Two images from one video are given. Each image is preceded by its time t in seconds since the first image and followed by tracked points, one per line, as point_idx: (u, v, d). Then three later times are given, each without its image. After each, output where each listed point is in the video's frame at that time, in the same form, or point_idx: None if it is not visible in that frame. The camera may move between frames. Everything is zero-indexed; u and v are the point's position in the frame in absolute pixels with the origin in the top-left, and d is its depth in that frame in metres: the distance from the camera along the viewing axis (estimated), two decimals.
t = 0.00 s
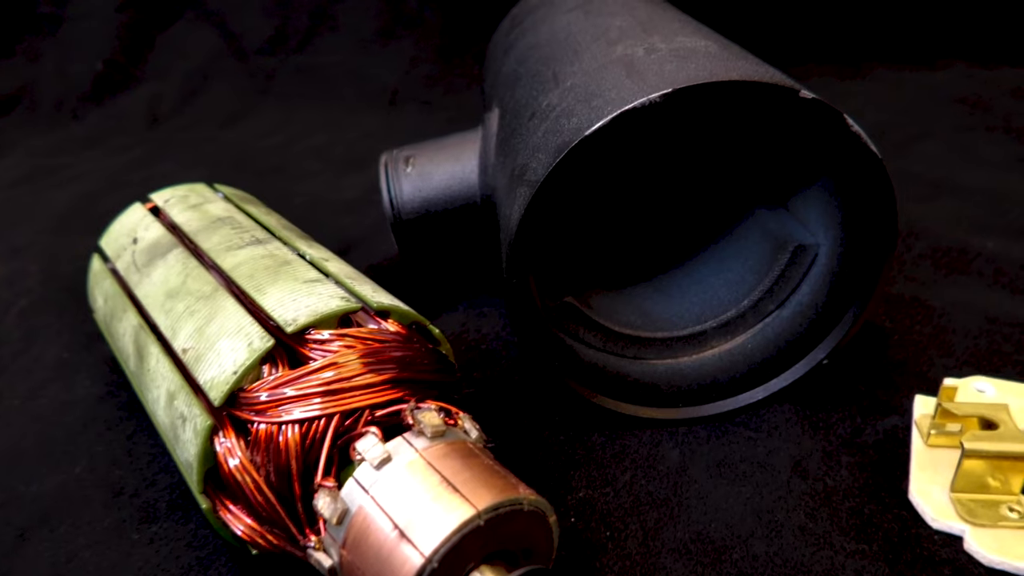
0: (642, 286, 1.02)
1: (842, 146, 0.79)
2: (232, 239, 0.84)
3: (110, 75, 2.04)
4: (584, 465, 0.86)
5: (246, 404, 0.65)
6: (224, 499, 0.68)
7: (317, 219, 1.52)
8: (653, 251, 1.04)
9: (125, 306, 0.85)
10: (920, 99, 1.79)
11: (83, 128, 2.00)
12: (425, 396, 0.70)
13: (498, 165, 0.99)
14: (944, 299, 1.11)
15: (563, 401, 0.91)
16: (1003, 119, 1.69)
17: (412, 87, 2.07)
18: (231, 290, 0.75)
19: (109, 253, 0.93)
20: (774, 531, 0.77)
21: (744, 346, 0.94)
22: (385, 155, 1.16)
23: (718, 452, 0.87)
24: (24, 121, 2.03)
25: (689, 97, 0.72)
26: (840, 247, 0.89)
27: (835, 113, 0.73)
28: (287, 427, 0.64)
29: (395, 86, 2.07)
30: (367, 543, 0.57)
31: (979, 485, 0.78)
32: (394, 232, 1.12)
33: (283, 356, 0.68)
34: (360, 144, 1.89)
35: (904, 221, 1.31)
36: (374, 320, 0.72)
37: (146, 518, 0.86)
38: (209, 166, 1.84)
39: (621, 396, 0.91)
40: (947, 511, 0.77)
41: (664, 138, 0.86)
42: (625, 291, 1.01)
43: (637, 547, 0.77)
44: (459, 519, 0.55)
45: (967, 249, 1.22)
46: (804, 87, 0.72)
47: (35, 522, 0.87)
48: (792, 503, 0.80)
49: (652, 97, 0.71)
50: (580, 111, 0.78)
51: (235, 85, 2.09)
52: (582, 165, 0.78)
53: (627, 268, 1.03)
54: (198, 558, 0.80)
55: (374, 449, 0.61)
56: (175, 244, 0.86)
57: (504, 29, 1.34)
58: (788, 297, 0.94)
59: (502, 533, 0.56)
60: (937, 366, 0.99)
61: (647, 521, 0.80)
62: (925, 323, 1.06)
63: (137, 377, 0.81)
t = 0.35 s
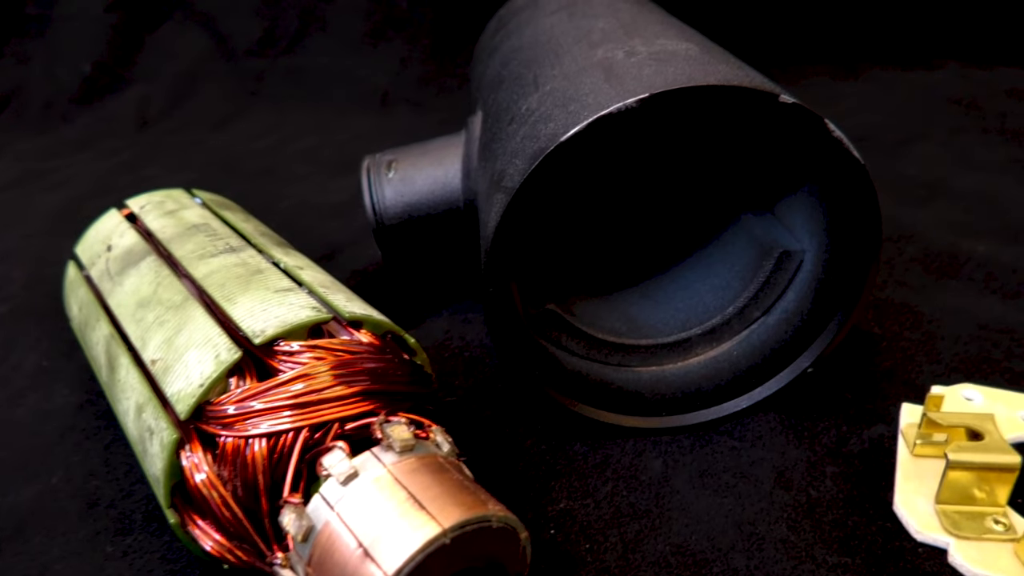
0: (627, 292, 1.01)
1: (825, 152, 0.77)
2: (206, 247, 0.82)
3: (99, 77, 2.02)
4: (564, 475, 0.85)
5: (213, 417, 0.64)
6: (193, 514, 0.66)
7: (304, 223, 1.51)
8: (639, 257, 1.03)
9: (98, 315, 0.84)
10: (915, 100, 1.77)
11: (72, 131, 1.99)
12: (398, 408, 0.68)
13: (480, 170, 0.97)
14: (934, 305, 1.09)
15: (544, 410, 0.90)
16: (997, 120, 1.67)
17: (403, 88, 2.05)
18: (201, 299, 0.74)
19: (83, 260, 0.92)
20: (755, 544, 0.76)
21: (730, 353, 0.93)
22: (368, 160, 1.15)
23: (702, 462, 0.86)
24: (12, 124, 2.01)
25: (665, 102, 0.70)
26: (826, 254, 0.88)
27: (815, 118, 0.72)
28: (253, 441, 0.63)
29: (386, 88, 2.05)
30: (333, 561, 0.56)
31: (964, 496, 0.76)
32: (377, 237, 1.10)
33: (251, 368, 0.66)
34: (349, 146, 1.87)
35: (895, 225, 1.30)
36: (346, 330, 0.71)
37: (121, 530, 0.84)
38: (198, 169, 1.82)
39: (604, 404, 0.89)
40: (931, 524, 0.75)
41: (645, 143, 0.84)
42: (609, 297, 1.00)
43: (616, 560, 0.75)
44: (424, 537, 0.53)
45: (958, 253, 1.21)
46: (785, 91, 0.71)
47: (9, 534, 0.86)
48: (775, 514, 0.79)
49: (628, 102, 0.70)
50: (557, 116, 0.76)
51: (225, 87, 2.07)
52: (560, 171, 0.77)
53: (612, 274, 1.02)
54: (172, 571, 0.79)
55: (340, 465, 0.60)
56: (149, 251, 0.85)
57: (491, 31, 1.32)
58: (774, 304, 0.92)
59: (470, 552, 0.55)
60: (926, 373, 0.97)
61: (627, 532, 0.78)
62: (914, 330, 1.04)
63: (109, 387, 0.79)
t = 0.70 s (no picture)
0: (610, 298, 1.00)
1: (803, 155, 0.76)
2: (179, 254, 0.81)
3: (88, 80, 2.01)
4: (543, 483, 0.84)
5: (178, 428, 0.63)
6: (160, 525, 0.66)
7: (290, 227, 1.49)
8: (622, 262, 1.02)
9: (70, 323, 0.83)
10: (907, 102, 1.76)
11: (60, 134, 1.96)
12: (367, 417, 0.67)
13: (459, 174, 0.97)
14: (919, 309, 1.09)
15: (523, 417, 0.89)
16: (988, 122, 1.66)
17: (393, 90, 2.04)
18: (171, 307, 0.73)
19: (58, 267, 0.91)
20: (733, 553, 0.75)
21: (711, 359, 0.92)
22: (349, 164, 1.14)
23: (682, 469, 0.85)
24: None
25: (639, 105, 0.70)
26: (806, 258, 0.87)
27: (791, 122, 0.71)
28: (218, 452, 0.62)
29: (376, 90, 2.04)
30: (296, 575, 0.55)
31: (944, 504, 0.75)
32: (358, 242, 1.10)
33: (218, 377, 0.66)
34: (338, 148, 1.86)
35: (883, 229, 1.29)
36: (316, 338, 0.70)
37: (95, 540, 0.83)
38: (185, 171, 1.79)
39: (584, 411, 0.89)
40: (910, 532, 0.75)
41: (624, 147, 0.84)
42: (592, 302, 0.99)
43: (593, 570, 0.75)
44: (386, 550, 0.52)
45: (945, 257, 1.20)
46: (760, 94, 0.70)
47: None
48: (753, 523, 0.78)
49: (600, 105, 0.69)
50: (531, 119, 0.76)
51: (214, 89, 2.05)
52: (535, 176, 0.76)
53: (595, 279, 1.01)
54: None
55: (305, 476, 0.59)
56: (122, 258, 0.84)
57: (475, 34, 1.32)
58: (756, 310, 0.91)
59: (434, 565, 0.54)
60: (910, 378, 0.96)
61: (605, 541, 0.77)
62: (899, 335, 1.03)
63: (79, 396, 0.78)
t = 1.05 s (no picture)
0: (588, 302, 0.99)
1: (775, 161, 0.76)
2: (147, 261, 0.81)
3: (74, 82, 1.98)
4: (517, 491, 0.84)
5: (139, 439, 0.62)
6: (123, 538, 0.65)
7: (273, 231, 1.48)
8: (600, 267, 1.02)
9: (38, 331, 0.82)
10: (893, 104, 1.76)
11: (43, 136, 1.94)
12: (333, 427, 0.67)
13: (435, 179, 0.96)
14: (899, 313, 1.08)
15: (498, 423, 0.89)
16: (973, 123, 1.66)
17: (380, 92, 2.03)
18: (137, 316, 0.72)
19: (28, 274, 0.90)
20: (705, 562, 0.75)
21: (688, 365, 0.91)
22: (327, 168, 1.13)
23: (656, 477, 0.84)
24: None
25: (606, 112, 0.69)
26: (782, 264, 0.86)
27: (761, 127, 0.70)
28: (179, 464, 0.61)
29: (362, 91, 2.03)
30: None
31: (917, 512, 0.75)
32: (335, 247, 1.09)
33: (181, 388, 0.65)
34: (324, 151, 1.85)
35: (865, 232, 1.29)
36: (282, 347, 0.70)
37: (66, 551, 0.83)
38: (170, 175, 1.77)
39: (559, 418, 0.88)
40: (883, 540, 0.74)
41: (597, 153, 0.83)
42: (569, 308, 0.98)
43: None
44: (343, 565, 0.52)
45: (927, 260, 1.19)
46: (728, 100, 0.69)
47: None
48: (726, 531, 0.77)
49: (568, 112, 0.68)
50: (501, 125, 0.75)
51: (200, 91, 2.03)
52: (506, 182, 0.76)
53: (573, 284, 1.01)
54: None
55: (264, 489, 0.58)
56: (91, 266, 0.83)
57: (456, 37, 1.31)
58: (733, 315, 0.91)
59: None
60: (888, 383, 0.96)
61: (577, 550, 0.77)
62: (878, 339, 1.03)
63: (47, 405, 0.78)
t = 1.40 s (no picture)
0: (568, 306, 0.99)
1: (748, 167, 0.75)
2: (119, 268, 0.80)
3: (60, 85, 1.97)
4: (492, 497, 0.84)
5: (105, 449, 0.62)
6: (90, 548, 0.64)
7: (257, 235, 1.48)
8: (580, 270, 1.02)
9: (10, 338, 0.82)
10: (879, 105, 1.76)
11: (28, 140, 1.92)
12: (301, 436, 0.66)
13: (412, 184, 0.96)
14: (878, 316, 1.08)
15: (475, 428, 0.89)
16: (958, 125, 1.67)
17: (367, 94, 2.03)
18: (106, 325, 0.72)
19: (2, 281, 0.90)
20: (678, 569, 0.75)
21: (666, 370, 0.91)
22: (306, 173, 1.13)
23: (632, 482, 0.84)
24: None
25: (577, 119, 0.69)
26: (758, 269, 0.86)
27: (731, 134, 0.70)
28: (145, 474, 0.61)
29: (349, 93, 2.03)
30: None
31: (890, 517, 0.75)
32: (315, 252, 1.09)
33: (149, 397, 0.65)
34: (311, 153, 1.85)
35: (848, 235, 1.29)
36: (252, 356, 0.69)
37: (39, 560, 0.82)
38: (155, 178, 1.76)
39: (535, 424, 0.89)
40: (855, 546, 0.74)
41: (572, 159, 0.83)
42: (548, 311, 0.98)
43: None
44: None
45: (908, 264, 1.20)
46: (699, 107, 0.69)
47: None
48: (699, 538, 0.77)
49: (538, 119, 0.68)
50: (472, 132, 0.75)
51: (187, 93, 2.01)
52: (478, 189, 0.75)
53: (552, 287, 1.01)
54: None
55: (228, 500, 0.58)
56: (63, 273, 0.83)
57: (438, 39, 1.30)
58: (710, 320, 0.90)
59: None
60: (865, 387, 0.96)
61: (551, 557, 0.77)
62: (856, 343, 1.03)
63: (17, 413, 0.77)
